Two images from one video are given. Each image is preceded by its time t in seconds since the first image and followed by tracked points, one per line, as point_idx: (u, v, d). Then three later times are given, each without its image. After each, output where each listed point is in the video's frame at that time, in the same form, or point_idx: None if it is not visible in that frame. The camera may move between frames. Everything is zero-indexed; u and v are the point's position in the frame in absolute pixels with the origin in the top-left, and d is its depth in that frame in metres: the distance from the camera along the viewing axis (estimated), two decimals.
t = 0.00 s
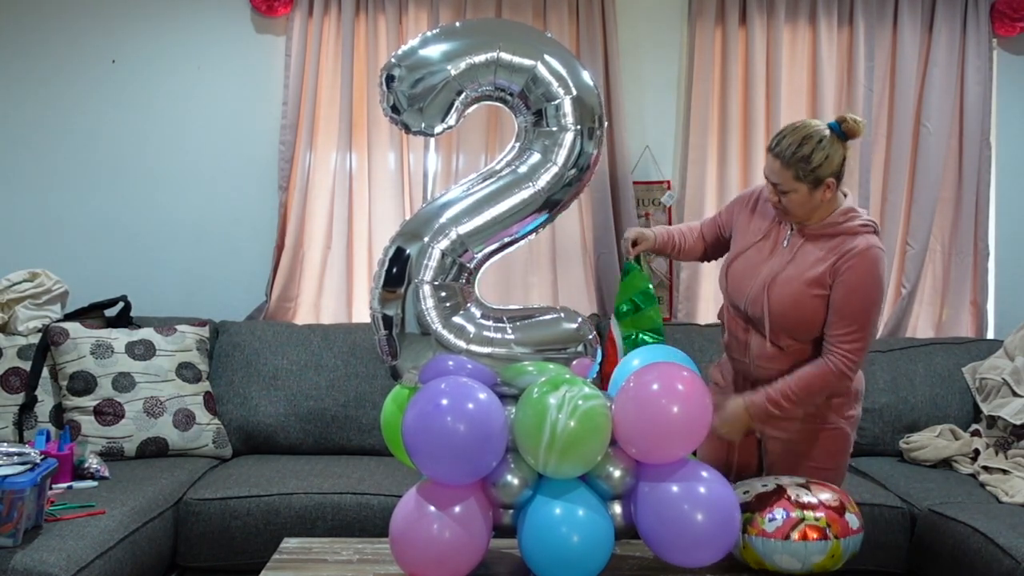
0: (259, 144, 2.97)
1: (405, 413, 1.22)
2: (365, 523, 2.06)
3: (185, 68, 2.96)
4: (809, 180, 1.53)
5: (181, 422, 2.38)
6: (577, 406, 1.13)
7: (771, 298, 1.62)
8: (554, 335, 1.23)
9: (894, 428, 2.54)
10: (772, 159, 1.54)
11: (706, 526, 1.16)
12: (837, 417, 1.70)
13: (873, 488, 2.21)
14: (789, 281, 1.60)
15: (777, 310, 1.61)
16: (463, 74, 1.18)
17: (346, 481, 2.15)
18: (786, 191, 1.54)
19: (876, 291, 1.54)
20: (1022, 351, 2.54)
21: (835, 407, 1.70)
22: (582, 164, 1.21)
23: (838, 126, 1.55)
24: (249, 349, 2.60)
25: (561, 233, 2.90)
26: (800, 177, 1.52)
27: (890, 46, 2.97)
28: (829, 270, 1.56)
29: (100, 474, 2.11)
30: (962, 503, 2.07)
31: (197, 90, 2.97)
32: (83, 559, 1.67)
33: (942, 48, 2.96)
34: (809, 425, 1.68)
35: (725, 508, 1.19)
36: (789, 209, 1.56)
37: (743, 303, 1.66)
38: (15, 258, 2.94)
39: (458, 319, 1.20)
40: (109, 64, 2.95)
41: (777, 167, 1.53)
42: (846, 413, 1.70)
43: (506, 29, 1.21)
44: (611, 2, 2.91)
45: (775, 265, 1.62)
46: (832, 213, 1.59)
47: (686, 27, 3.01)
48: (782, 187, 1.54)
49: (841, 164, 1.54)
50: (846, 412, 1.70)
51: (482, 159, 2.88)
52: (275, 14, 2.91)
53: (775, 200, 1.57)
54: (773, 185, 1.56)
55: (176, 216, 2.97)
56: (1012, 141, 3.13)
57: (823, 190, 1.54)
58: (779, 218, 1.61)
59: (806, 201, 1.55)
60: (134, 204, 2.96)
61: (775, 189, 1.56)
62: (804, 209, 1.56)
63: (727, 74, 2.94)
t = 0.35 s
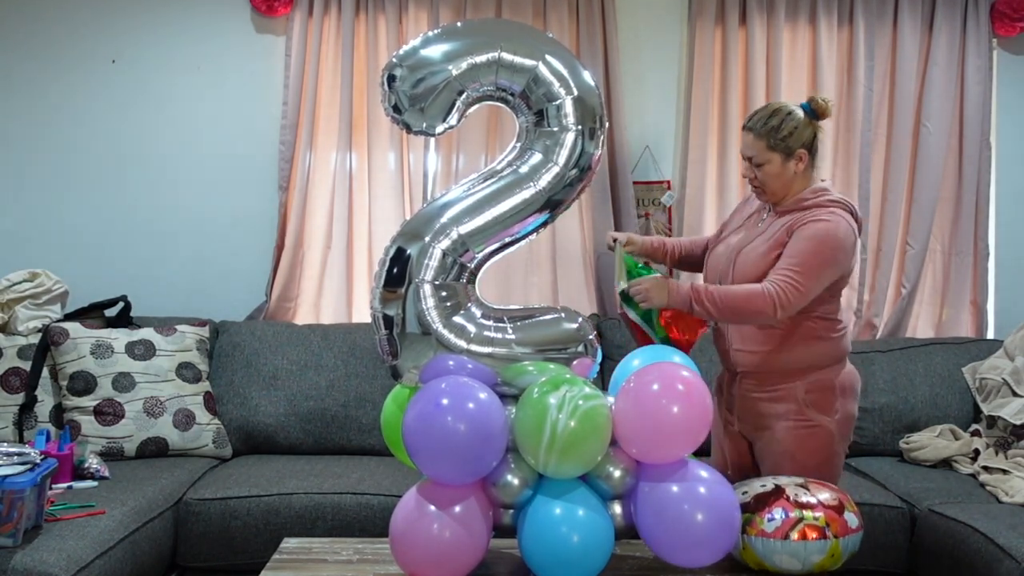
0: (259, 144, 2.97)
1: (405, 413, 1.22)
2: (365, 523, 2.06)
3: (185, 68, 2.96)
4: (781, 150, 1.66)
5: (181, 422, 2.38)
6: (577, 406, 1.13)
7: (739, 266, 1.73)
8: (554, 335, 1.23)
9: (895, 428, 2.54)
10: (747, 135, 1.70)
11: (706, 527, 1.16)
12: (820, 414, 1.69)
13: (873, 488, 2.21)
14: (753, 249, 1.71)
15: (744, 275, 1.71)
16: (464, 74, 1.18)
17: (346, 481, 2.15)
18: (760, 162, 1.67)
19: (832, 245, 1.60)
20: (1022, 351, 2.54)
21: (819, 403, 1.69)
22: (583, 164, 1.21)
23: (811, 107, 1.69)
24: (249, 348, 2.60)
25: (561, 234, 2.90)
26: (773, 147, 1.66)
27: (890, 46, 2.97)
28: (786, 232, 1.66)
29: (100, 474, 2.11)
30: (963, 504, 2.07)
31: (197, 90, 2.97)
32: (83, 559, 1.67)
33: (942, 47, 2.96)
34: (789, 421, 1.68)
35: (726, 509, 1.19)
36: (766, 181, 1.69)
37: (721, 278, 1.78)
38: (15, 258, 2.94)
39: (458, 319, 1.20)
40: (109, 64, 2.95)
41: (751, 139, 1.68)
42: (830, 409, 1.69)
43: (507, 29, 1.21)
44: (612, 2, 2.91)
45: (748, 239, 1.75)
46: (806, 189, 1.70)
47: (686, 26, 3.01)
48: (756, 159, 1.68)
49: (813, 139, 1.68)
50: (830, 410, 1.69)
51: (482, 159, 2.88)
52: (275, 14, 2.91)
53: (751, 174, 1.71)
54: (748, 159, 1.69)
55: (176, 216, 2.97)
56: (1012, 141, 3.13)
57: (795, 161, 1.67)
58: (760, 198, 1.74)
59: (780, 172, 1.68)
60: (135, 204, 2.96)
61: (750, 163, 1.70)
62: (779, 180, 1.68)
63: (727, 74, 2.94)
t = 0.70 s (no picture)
0: (259, 144, 2.97)
1: (405, 413, 1.22)
2: (365, 523, 2.06)
3: (184, 68, 2.96)
4: (746, 147, 1.75)
5: (181, 422, 2.38)
6: (577, 406, 1.13)
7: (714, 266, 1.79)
8: (554, 335, 1.22)
9: (895, 428, 2.54)
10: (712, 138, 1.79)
11: (706, 526, 1.16)
12: (799, 407, 1.69)
13: (873, 488, 2.21)
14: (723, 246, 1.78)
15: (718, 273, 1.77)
16: (464, 74, 1.18)
17: (346, 481, 2.15)
18: (727, 162, 1.77)
19: (796, 225, 1.64)
20: (1022, 351, 2.54)
21: (797, 397, 1.70)
22: (583, 164, 1.21)
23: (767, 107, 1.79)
24: (249, 348, 2.60)
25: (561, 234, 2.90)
26: (738, 146, 1.75)
27: (890, 46, 2.97)
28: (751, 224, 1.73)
29: (100, 474, 2.11)
30: (963, 503, 2.07)
31: (197, 90, 2.96)
32: (83, 559, 1.67)
33: (942, 47, 2.96)
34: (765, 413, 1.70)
35: (725, 509, 1.19)
36: (736, 179, 1.78)
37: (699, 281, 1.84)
38: (15, 257, 2.94)
39: (458, 319, 1.20)
40: (109, 64, 2.95)
41: (716, 141, 1.77)
42: (809, 403, 1.70)
43: (506, 29, 1.21)
44: (612, 2, 2.91)
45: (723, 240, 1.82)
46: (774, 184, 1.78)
47: (686, 26, 3.01)
48: (723, 159, 1.77)
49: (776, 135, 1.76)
50: (809, 404, 1.70)
51: (482, 159, 2.88)
52: (275, 14, 2.91)
53: (722, 175, 1.80)
54: (717, 161, 1.79)
55: (176, 215, 2.97)
56: (1012, 141, 3.13)
57: (760, 157, 1.76)
58: (731, 197, 1.83)
59: (747, 168, 1.77)
60: (134, 204, 2.96)
61: (719, 164, 1.79)
62: (747, 177, 1.78)
63: (727, 74, 2.94)
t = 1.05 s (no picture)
0: (259, 144, 2.97)
1: (405, 413, 1.22)
2: (365, 522, 2.06)
3: (184, 68, 2.96)
4: (721, 158, 1.74)
5: (181, 422, 2.38)
6: (577, 406, 1.13)
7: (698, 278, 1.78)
8: (554, 335, 1.22)
9: (895, 427, 2.54)
10: (683, 160, 1.76)
11: (706, 526, 1.16)
12: (794, 403, 1.71)
13: (873, 488, 2.20)
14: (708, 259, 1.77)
15: (705, 283, 1.76)
16: (463, 74, 1.18)
17: (346, 481, 2.15)
18: (708, 178, 1.74)
19: (788, 226, 1.66)
20: (1022, 351, 2.54)
21: (793, 392, 1.72)
22: (582, 164, 1.21)
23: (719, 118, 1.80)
24: (249, 348, 2.61)
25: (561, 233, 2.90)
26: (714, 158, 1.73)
27: (890, 46, 2.97)
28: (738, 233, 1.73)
29: (100, 474, 2.11)
30: (963, 503, 2.07)
31: (197, 90, 2.96)
32: (83, 559, 1.67)
33: (942, 47, 2.96)
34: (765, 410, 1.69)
35: (725, 508, 1.18)
36: (715, 194, 1.75)
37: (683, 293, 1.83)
38: (15, 257, 2.94)
39: (457, 319, 1.20)
40: (109, 64, 2.95)
41: (691, 161, 1.74)
42: (803, 398, 1.72)
43: (505, 29, 1.20)
44: (611, 2, 2.91)
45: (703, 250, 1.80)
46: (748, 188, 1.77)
47: (686, 26, 3.01)
48: (703, 176, 1.74)
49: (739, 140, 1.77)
50: (803, 398, 1.72)
51: (482, 159, 2.88)
52: (275, 14, 2.91)
53: (700, 194, 1.77)
54: (695, 180, 1.75)
55: (176, 216, 2.97)
56: (1013, 141, 3.13)
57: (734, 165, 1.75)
58: (709, 213, 1.80)
59: (726, 179, 1.75)
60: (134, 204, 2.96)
61: (698, 183, 1.76)
62: (727, 188, 1.75)
63: (727, 73, 2.93)
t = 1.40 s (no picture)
0: (259, 144, 2.97)
1: (405, 413, 1.22)
2: (365, 523, 2.06)
3: (184, 68, 2.96)
4: (708, 178, 1.69)
5: (181, 422, 2.38)
6: (577, 406, 1.13)
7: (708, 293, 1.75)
8: (554, 335, 1.22)
9: (895, 428, 2.54)
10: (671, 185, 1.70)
11: (706, 526, 1.16)
12: (809, 398, 1.72)
13: (873, 488, 2.20)
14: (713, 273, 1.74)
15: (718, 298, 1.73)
16: (464, 74, 1.18)
17: (346, 481, 2.15)
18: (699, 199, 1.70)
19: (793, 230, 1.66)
20: (1022, 351, 2.54)
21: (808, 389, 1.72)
22: (583, 164, 1.21)
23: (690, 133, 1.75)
24: (249, 348, 2.61)
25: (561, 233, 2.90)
26: (704, 179, 1.68)
27: (890, 46, 2.97)
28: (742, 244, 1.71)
29: (100, 474, 2.11)
30: (964, 504, 2.07)
31: (197, 90, 2.97)
32: (83, 559, 1.67)
33: (942, 48, 2.96)
34: (778, 401, 1.69)
35: (725, 508, 1.19)
36: (709, 213, 1.72)
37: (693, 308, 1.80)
38: (15, 257, 2.94)
39: (458, 319, 1.20)
40: (109, 64, 2.95)
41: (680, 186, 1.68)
42: (817, 396, 1.73)
43: (506, 29, 1.20)
44: (612, 2, 2.91)
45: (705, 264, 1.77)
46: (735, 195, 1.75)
47: (686, 27, 3.01)
48: (696, 199, 1.70)
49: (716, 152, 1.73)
50: (817, 396, 1.73)
51: (482, 159, 2.88)
52: (275, 14, 2.91)
53: (693, 215, 1.72)
54: (687, 203, 1.71)
55: (176, 216, 2.97)
56: (1012, 141, 3.13)
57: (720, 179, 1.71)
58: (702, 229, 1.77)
59: (717, 196, 1.71)
60: (134, 204, 2.96)
61: (690, 206, 1.71)
62: (719, 204, 1.72)
63: (727, 73, 2.94)
